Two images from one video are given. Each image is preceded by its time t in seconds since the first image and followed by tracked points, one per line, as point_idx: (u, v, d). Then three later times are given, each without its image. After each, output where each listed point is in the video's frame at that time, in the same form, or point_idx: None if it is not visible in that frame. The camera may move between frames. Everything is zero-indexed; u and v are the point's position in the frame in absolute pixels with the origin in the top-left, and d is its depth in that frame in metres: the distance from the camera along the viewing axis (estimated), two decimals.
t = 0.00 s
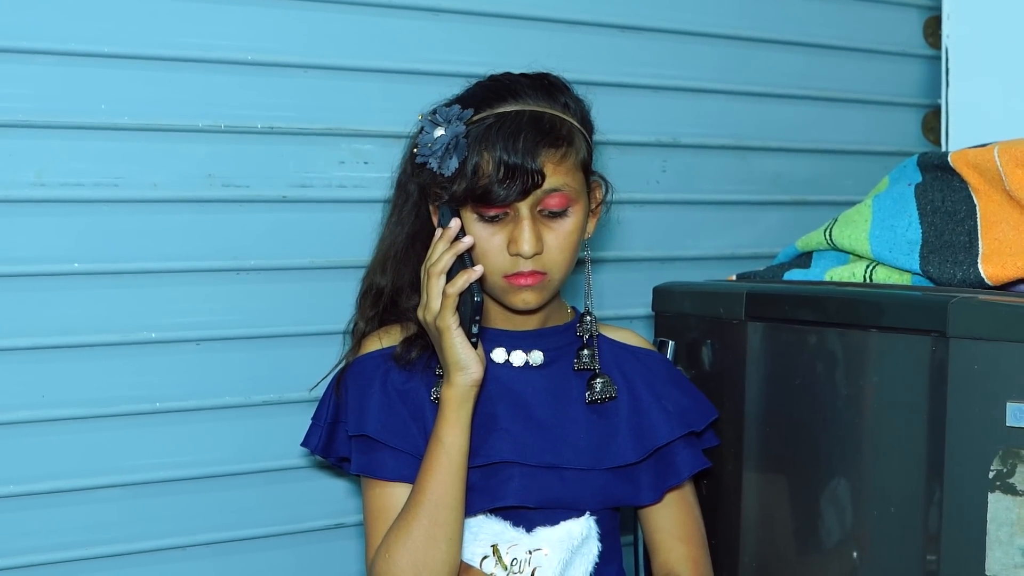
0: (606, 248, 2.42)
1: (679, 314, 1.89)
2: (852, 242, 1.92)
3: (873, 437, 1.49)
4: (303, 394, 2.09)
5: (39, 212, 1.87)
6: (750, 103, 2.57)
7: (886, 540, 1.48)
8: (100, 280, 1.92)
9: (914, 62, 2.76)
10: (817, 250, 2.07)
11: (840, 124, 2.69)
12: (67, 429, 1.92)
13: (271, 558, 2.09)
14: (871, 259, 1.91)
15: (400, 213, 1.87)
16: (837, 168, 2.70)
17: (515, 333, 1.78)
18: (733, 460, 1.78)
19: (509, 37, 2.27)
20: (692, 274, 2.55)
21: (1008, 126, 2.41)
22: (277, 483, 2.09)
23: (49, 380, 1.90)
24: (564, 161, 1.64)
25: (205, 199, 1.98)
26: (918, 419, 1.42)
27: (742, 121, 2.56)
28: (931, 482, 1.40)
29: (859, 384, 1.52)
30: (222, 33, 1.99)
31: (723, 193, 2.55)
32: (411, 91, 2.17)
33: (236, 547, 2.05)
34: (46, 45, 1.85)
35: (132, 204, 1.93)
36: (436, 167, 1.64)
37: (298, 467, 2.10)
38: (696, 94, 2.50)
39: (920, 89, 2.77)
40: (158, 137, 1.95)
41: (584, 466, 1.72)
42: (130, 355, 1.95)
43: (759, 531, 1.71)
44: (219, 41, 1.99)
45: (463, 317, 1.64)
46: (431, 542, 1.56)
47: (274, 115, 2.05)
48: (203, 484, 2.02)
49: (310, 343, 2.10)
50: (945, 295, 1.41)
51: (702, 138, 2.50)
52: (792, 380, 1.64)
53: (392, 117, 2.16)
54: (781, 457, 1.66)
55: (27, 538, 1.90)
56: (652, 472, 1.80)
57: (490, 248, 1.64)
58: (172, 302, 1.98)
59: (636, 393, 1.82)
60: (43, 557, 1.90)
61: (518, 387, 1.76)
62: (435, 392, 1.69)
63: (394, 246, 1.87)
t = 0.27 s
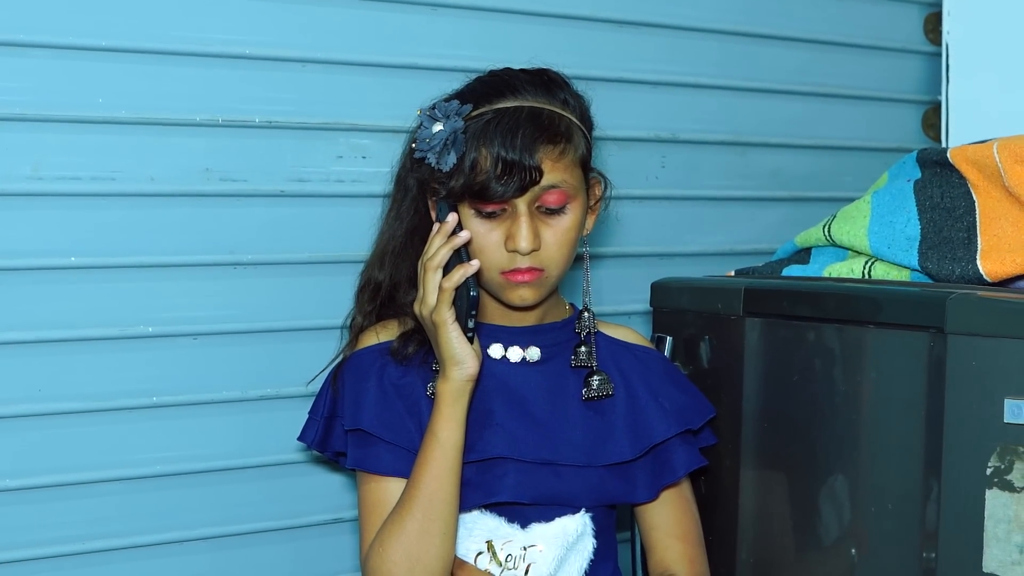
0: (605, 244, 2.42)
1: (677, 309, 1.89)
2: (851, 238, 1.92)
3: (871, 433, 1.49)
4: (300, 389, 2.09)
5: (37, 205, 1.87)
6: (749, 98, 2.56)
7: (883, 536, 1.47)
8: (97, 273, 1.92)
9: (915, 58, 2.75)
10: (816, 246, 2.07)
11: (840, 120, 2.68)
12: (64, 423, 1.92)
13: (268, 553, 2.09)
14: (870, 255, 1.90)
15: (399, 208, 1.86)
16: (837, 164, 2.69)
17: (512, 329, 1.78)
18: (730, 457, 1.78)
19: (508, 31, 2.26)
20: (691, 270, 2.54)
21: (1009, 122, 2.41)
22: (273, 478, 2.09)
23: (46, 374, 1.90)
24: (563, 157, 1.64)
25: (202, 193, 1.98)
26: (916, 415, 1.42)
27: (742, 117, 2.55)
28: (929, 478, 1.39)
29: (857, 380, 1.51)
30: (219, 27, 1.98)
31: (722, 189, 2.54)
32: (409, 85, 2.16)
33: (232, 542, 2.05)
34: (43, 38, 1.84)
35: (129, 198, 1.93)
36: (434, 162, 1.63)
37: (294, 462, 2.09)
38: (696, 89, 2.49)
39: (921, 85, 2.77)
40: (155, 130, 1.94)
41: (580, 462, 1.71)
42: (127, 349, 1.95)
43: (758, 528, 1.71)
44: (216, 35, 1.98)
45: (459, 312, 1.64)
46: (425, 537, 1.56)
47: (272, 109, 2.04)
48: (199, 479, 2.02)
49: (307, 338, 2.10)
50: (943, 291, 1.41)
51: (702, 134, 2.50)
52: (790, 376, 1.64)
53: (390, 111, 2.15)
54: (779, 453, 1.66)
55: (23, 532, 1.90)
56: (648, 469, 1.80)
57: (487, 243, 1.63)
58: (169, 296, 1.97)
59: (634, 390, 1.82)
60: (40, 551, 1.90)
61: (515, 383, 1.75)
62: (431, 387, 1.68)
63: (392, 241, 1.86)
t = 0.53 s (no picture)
0: (599, 243, 2.41)
1: (671, 309, 1.88)
2: (846, 238, 1.91)
3: (865, 435, 1.48)
4: (291, 388, 2.08)
5: (28, 204, 1.86)
6: (746, 97, 2.55)
7: (876, 538, 1.46)
8: (88, 272, 1.91)
9: (912, 56, 2.74)
10: (811, 245, 2.06)
11: (837, 119, 2.67)
12: (55, 423, 1.91)
13: (259, 553, 2.08)
14: (866, 255, 1.89)
15: (391, 207, 1.85)
16: (833, 163, 2.68)
17: (504, 329, 1.77)
18: (724, 457, 1.77)
19: (503, 29, 2.25)
20: (686, 269, 2.53)
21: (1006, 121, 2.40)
22: (265, 478, 2.08)
23: (36, 373, 1.89)
24: (556, 157, 1.62)
25: (194, 192, 1.97)
26: (910, 416, 1.40)
27: (738, 116, 2.54)
28: (922, 480, 1.38)
29: (851, 381, 1.50)
30: (211, 25, 1.97)
31: (718, 188, 2.53)
32: (403, 83, 2.15)
33: (224, 542, 2.04)
34: (34, 35, 1.83)
35: (120, 196, 1.92)
36: (426, 161, 1.63)
37: (286, 462, 2.09)
38: (692, 88, 2.48)
39: (918, 84, 2.75)
40: (147, 129, 1.93)
41: (572, 463, 1.71)
42: (118, 348, 1.94)
43: (752, 529, 1.70)
44: (209, 33, 1.97)
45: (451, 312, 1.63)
46: (416, 538, 1.55)
47: (264, 107, 2.03)
48: (191, 479, 2.01)
49: (299, 337, 2.09)
50: (938, 292, 1.39)
51: (697, 133, 2.49)
52: (784, 376, 1.63)
53: (383, 110, 2.14)
54: (774, 454, 1.65)
55: (13, 532, 1.89)
56: (641, 471, 1.79)
57: (480, 243, 1.62)
58: (160, 295, 1.96)
59: (627, 391, 1.81)
60: (31, 552, 1.89)
61: (507, 383, 1.75)
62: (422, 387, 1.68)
63: (385, 241, 1.85)
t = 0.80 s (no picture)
0: (594, 246, 2.40)
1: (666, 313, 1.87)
2: (841, 241, 1.89)
3: (860, 441, 1.46)
4: (281, 392, 2.07)
5: (17, 207, 1.85)
6: (742, 99, 2.53)
7: (871, 544, 1.45)
8: (78, 275, 1.90)
9: (910, 58, 2.73)
10: (807, 249, 2.04)
11: (833, 121, 2.66)
12: (44, 427, 1.89)
13: (250, 559, 2.07)
14: (861, 258, 1.87)
15: (383, 210, 1.84)
16: (830, 166, 2.67)
17: (496, 333, 1.76)
18: (718, 462, 1.75)
19: (497, 30, 2.24)
20: (681, 273, 2.52)
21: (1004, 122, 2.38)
22: (256, 482, 2.07)
23: (26, 376, 1.87)
24: (549, 160, 1.61)
25: (185, 194, 1.95)
26: (905, 422, 1.39)
27: (734, 118, 2.53)
28: (918, 486, 1.36)
29: (847, 386, 1.49)
30: (202, 26, 1.96)
31: (713, 191, 2.52)
32: (397, 85, 2.14)
33: (214, 547, 2.03)
34: (23, 36, 1.82)
35: (111, 198, 1.91)
36: (418, 164, 1.61)
37: (276, 467, 2.07)
38: (687, 90, 2.47)
39: (916, 85, 2.74)
40: (138, 130, 1.92)
41: (564, 469, 1.70)
42: (108, 352, 1.93)
43: (746, 535, 1.68)
44: (200, 34, 1.96)
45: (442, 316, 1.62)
46: (406, 544, 1.54)
47: (256, 109, 2.02)
48: (182, 483, 2.00)
49: (291, 341, 2.08)
50: (934, 296, 1.38)
51: (693, 135, 2.47)
52: (780, 381, 1.61)
53: (376, 111, 2.13)
54: (768, 459, 1.63)
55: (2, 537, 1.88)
56: (633, 475, 1.79)
57: (472, 247, 1.61)
58: (150, 298, 1.95)
59: (620, 395, 1.80)
60: (21, 557, 1.88)
61: (499, 388, 1.74)
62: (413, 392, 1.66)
63: (376, 244, 1.84)
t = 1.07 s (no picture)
0: (595, 266, 2.38)
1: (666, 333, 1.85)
2: (845, 262, 1.88)
3: (864, 463, 1.44)
4: (276, 413, 2.05)
5: (13, 226, 1.85)
6: (745, 117, 2.52)
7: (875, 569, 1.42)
8: (75, 295, 1.89)
9: (914, 75, 2.71)
10: (810, 269, 2.03)
11: (837, 139, 2.64)
12: (40, 448, 1.88)
13: None
14: (865, 279, 1.86)
15: (380, 230, 1.83)
16: (834, 184, 2.66)
17: (494, 354, 1.75)
18: (720, 485, 1.73)
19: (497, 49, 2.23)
20: (684, 292, 2.50)
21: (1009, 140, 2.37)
22: (253, 504, 2.05)
23: (22, 397, 1.86)
24: (549, 178, 1.60)
25: (183, 214, 1.95)
26: (910, 445, 1.37)
27: (736, 136, 2.52)
28: (923, 510, 1.34)
29: (851, 409, 1.46)
30: (201, 45, 1.96)
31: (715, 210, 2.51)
32: (396, 103, 2.13)
33: (211, 570, 2.02)
34: (21, 56, 1.82)
35: (108, 218, 1.90)
36: (417, 183, 1.60)
37: (273, 489, 2.06)
38: (689, 108, 2.46)
39: (920, 103, 2.73)
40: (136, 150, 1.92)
41: (564, 492, 1.68)
42: (105, 372, 1.92)
43: (748, 558, 1.66)
44: (199, 53, 1.96)
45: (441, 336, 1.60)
46: (403, 568, 1.52)
47: (254, 127, 2.01)
48: (178, 505, 1.99)
49: (289, 360, 2.06)
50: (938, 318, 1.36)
51: (695, 154, 2.46)
52: (782, 403, 1.59)
53: (375, 130, 2.12)
54: (771, 481, 1.61)
55: None
56: (634, 498, 1.77)
57: (470, 266, 1.59)
58: (148, 318, 1.94)
59: (621, 417, 1.80)
60: None
61: (498, 409, 1.72)
62: (411, 414, 1.65)
63: (374, 264, 1.83)
